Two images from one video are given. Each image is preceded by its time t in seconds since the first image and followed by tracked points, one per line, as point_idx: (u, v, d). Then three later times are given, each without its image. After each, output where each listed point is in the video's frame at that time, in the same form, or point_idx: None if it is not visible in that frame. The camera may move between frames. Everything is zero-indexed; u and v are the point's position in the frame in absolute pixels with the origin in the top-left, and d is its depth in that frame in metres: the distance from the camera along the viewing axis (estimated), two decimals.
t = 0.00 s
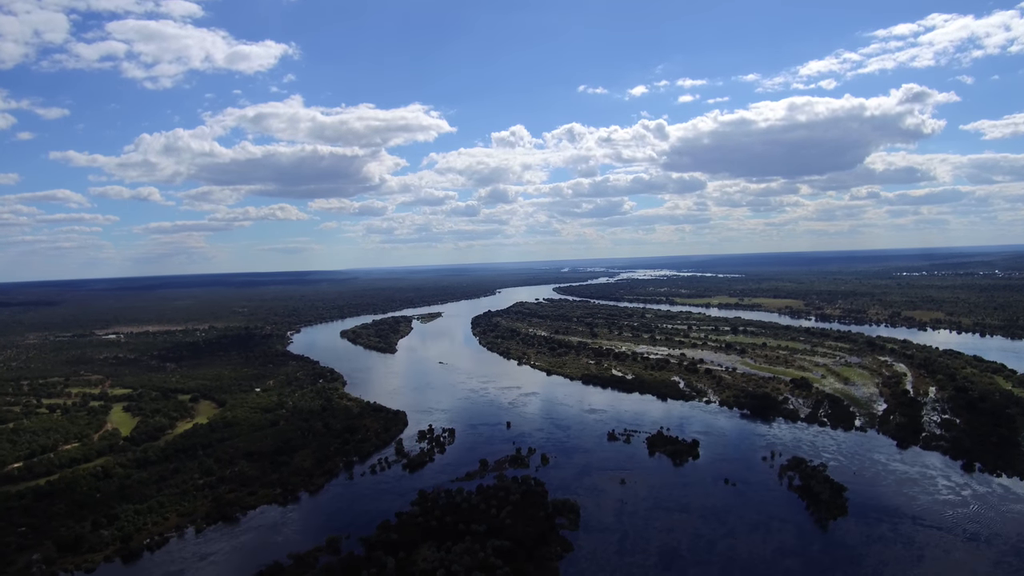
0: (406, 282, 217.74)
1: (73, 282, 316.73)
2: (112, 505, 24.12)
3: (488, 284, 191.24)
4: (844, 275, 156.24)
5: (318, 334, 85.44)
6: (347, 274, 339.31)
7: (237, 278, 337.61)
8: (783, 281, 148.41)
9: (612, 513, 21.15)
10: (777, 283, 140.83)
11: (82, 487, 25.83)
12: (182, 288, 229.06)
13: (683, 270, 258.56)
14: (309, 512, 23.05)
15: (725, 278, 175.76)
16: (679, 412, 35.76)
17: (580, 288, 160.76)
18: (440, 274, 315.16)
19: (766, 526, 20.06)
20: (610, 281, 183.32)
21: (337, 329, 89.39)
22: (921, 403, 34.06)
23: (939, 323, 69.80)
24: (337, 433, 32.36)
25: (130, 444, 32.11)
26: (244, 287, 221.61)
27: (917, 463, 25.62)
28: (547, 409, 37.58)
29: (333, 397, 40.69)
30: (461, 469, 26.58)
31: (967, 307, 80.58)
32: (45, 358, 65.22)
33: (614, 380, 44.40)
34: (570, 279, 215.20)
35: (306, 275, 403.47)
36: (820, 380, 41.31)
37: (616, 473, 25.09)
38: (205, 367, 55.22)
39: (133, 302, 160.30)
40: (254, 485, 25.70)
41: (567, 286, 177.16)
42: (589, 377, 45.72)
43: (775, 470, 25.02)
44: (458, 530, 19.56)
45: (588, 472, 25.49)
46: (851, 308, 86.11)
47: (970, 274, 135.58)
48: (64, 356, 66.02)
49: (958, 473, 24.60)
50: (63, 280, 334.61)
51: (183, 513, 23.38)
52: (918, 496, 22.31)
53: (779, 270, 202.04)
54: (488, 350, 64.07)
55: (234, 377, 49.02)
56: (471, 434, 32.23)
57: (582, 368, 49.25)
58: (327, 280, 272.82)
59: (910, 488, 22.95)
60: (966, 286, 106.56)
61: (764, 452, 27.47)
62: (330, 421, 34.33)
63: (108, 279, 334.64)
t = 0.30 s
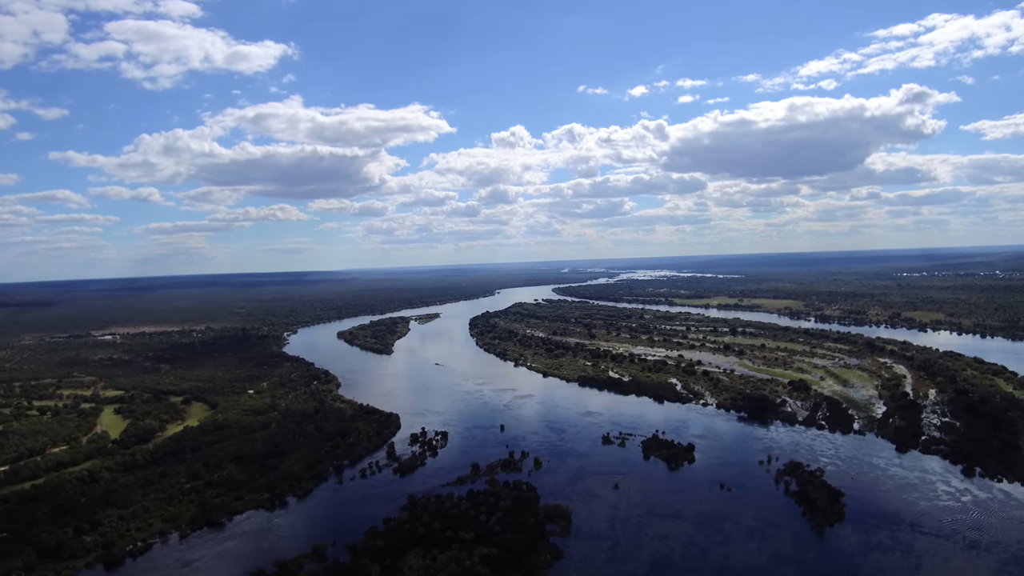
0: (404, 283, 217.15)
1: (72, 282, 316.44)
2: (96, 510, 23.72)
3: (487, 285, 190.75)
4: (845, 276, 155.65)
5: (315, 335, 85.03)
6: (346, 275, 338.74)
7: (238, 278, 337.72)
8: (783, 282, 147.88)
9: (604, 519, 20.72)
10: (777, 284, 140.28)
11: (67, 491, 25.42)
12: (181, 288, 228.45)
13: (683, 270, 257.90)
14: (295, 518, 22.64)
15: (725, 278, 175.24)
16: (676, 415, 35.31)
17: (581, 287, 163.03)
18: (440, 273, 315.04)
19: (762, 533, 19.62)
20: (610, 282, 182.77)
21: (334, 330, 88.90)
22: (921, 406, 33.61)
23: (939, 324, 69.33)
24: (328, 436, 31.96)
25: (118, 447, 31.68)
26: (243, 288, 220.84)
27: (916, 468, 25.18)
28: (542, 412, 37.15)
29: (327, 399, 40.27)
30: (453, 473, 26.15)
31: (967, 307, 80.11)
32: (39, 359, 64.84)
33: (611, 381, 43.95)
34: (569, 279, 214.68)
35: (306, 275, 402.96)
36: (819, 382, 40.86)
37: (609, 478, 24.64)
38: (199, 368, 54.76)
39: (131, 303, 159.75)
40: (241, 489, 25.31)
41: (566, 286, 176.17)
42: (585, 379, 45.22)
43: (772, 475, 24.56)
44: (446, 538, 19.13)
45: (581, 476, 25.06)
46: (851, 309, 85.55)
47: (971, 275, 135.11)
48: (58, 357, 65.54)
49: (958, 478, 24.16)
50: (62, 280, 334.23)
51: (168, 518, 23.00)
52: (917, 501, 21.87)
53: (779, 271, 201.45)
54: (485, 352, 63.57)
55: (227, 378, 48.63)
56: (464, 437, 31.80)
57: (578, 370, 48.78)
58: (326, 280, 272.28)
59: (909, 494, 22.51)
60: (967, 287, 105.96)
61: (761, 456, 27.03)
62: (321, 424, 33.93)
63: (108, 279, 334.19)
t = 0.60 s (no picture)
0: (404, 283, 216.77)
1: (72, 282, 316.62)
2: (81, 515, 23.32)
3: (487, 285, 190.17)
4: (845, 276, 155.20)
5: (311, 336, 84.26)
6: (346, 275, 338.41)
7: (237, 278, 337.14)
8: (783, 282, 147.46)
9: (597, 525, 20.28)
10: (777, 284, 139.75)
11: (51, 496, 24.99)
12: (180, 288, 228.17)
13: (683, 270, 257.41)
14: (282, 524, 22.23)
15: (725, 278, 174.80)
16: (672, 418, 34.84)
17: (581, 288, 163.43)
18: (440, 274, 314.33)
19: (757, 540, 19.17)
20: (610, 282, 182.27)
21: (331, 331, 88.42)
22: (921, 409, 33.13)
23: (940, 325, 68.84)
24: (319, 439, 31.54)
25: (107, 450, 31.25)
26: (243, 288, 220.67)
27: (916, 472, 24.73)
28: (538, 414, 36.69)
29: (320, 401, 39.83)
30: (444, 477, 25.71)
31: (968, 308, 79.64)
32: (33, 360, 64.47)
33: (607, 383, 43.48)
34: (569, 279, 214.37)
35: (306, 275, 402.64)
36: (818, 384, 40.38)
37: (603, 482, 24.20)
38: (193, 370, 54.33)
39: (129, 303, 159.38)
40: (229, 493, 24.91)
41: (565, 287, 175.68)
42: (581, 381, 44.73)
43: (769, 480, 24.10)
44: (433, 546, 18.71)
45: (574, 480, 24.61)
46: (852, 310, 85.04)
47: (972, 275, 134.62)
48: (52, 359, 65.05)
49: (958, 482, 23.70)
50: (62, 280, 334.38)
51: (153, 524, 22.62)
52: (917, 507, 21.41)
53: (780, 271, 200.92)
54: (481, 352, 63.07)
55: (221, 380, 48.20)
56: (457, 440, 31.34)
57: (575, 372, 48.31)
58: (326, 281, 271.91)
59: (908, 499, 22.05)
60: (968, 287, 105.38)
61: (758, 460, 26.56)
62: (313, 426, 33.51)
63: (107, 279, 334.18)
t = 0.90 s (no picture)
0: (403, 283, 216.54)
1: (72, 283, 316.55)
2: (63, 520, 22.91)
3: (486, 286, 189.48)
4: (845, 277, 154.87)
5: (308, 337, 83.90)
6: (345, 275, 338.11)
7: (236, 280, 337.03)
8: (782, 282, 147.23)
9: (589, 531, 19.84)
10: (777, 285, 139.23)
11: (35, 500, 24.58)
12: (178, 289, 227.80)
13: (682, 271, 257.07)
14: (268, 529, 21.81)
15: (725, 279, 174.44)
16: (668, 420, 34.36)
17: (581, 288, 166.67)
18: (439, 275, 313.70)
19: (752, 548, 18.71)
20: (610, 283, 181.93)
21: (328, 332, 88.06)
22: (920, 412, 32.68)
23: (940, 325, 68.43)
24: (310, 442, 31.11)
25: (94, 453, 30.81)
26: (241, 288, 220.89)
27: (915, 477, 24.27)
28: (532, 416, 36.22)
29: (312, 403, 39.41)
30: (435, 481, 25.28)
31: (968, 309, 79.27)
32: (27, 362, 64.06)
33: (604, 385, 43.03)
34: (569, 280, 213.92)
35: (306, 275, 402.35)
36: (816, 386, 39.94)
37: (596, 488, 23.73)
38: (187, 371, 53.96)
39: (127, 304, 159.04)
40: (215, 498, 24.49)
41: (564, 287, 175.34)
42: (577, 383, 44.26)
43: (765, 484, 23.65)
44: (420, 554, 18.29)
45: (567, 485, 24.16)
46: (851, 311, 84.65)
47: (973, 275, 134.31)
48: (46, 360, 64.61)
49: (958, 488, 23.27)
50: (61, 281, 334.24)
51: (137, 529, 22.22)
52: (916, 514, 20.94)
53: (780, 272, 200.40)
54: (478, 354, 62.60)
55: (214, 382, 47.79)
56: (450, 443, 30.91)
57: (572, 373, 47.87)
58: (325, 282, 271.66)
59: (907, 505, 21.59)
60: (967, 288, 104.93)
61: (754, 464, 26.11)
62: (304, 429, 33.07)
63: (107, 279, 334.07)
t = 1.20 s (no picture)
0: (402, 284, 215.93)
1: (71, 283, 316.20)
2: (46, 524, 22.51)
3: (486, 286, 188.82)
4: (846, 277, 154.16)
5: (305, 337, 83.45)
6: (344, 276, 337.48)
7: (236, 279, 336.48)
8: (783, 282, 146.66)
9: (580, 538, 19.42)
10: (777, 286, 138.47)
11: (20, 503, 24.18)
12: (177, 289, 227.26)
13: (683, 271, 256.34)
14: (254, 535, 21.40)
15: (725, 279, 173.75)
16: (665, 423, 33.89)
17: (580, 288, 165.00)
18: (439, 275, 312.85)
19: (747, 555, 18.27)
20: (609, 283, 181.24)
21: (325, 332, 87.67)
22: (921, 414, 32.21)
23: (941, 326, 67.89)
24: (301, 445, 30.69)
25: (82, 456, 30.37)
26: (240, 288, 220.51)
27: (915, 482, 23.79)
28: (527, 418, 35.76)
29: (306, 405, 38.97)
30: (426, 485, 24.85)
31: (969, 309, 78.69)
32: (21, 362, 63.59)
33: (601, 386, 42.58)
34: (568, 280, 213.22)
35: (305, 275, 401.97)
36: (816, 388, 39.46)
37: (589, 492, 23.28)
38: (182, 372, 53.52)
39: (124, 304, 158.26)
40: (202, 502, 24.11)
41: (564, 287, 174.73)
42: (574, 385, 43.78)
43: (762, 489, 23.20)
44: (407, 562, 17.89)
45: (559, 489, 23.71)
46: (852, 311, 84.09)
47: (974, 275, 133.67)
48: (40, 360, 64.15)
49: (959, 493, 22.81)
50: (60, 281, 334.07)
51: (121, 534, 21.84)
52: (916, 520, 20.47)
53: (781, 272, 199.66)
54: (475, 354, 62.14)
55: (208, 383, 47.38)
56: (443, 446, 30.46)
57: (569, 375, 47.38)
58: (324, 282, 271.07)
59: (907, 511, 21.12)
60: (969, 288, 104.27)
61: (751, 468, 25.65)
62: (296, 431, 32.65)
63: (106, 279, 333.78)
